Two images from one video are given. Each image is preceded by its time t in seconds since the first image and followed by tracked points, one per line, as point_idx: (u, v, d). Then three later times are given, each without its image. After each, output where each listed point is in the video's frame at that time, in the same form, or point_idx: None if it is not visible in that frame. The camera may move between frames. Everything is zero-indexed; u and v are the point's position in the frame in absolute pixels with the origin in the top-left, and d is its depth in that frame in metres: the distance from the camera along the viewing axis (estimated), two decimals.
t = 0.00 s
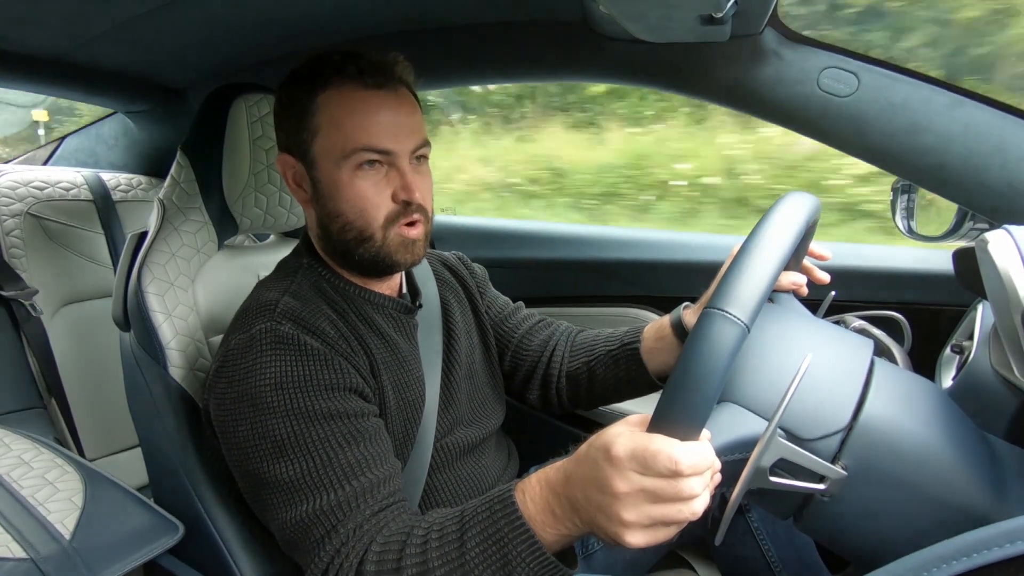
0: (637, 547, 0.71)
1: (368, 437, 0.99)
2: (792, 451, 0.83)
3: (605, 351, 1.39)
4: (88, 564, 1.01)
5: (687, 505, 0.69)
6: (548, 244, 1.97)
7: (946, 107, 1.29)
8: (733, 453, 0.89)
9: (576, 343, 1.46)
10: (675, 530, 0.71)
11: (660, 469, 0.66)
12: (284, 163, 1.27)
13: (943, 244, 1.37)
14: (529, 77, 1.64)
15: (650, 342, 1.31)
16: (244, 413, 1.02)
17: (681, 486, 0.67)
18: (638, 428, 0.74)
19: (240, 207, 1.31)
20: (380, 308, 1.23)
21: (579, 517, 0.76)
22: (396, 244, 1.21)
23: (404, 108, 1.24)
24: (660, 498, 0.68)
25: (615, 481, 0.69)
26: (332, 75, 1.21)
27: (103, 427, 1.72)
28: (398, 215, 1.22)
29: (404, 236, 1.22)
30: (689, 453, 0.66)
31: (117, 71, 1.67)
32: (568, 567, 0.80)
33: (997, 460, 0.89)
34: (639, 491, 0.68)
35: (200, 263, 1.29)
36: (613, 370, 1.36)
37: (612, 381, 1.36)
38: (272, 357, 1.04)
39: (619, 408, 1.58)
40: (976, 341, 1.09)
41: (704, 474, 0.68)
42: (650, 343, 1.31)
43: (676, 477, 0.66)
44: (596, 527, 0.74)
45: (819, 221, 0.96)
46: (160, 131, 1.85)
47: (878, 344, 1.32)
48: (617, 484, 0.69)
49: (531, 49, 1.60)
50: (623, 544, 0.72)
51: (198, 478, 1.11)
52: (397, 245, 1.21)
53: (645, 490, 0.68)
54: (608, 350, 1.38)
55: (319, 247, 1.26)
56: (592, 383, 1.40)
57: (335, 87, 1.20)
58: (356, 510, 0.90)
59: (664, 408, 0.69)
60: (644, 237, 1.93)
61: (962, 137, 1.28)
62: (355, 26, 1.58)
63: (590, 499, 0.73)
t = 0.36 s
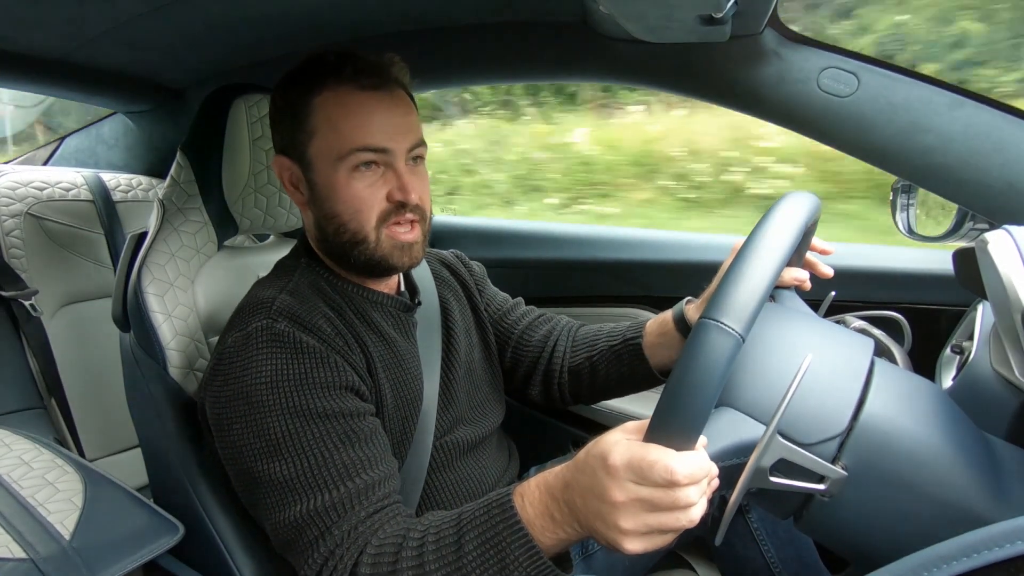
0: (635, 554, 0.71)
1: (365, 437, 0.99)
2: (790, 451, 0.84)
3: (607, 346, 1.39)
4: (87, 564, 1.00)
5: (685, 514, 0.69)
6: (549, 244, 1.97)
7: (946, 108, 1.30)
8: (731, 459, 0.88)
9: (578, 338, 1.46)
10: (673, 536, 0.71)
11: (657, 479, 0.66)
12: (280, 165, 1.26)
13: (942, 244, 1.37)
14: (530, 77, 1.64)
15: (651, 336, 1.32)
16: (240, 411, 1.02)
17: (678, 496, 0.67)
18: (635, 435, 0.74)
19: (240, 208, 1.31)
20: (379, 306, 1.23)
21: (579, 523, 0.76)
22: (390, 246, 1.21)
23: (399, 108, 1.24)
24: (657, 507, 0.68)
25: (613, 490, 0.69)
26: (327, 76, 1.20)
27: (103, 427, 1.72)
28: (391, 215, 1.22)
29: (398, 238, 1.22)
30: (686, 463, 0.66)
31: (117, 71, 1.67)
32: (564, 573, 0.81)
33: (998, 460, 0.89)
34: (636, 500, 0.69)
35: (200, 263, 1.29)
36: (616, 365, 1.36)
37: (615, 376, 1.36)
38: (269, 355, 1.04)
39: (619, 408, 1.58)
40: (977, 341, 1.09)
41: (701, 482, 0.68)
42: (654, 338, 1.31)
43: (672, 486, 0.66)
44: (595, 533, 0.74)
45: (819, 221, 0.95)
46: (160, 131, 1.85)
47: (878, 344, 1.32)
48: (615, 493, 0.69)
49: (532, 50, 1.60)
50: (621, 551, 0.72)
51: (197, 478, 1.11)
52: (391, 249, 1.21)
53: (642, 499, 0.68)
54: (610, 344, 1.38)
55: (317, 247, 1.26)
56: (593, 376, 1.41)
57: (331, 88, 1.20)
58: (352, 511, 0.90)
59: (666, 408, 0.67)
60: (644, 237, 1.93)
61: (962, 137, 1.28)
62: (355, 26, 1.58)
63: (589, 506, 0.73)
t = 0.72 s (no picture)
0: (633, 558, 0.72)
1: (364, 437, 0.99)
2: (791, 452, 0.84)
3: (608, 344, 1.39)
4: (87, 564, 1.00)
5: (682, 519, 0.69)
6: (549, 245, 1.97)
7: (946, 109, 1.30)
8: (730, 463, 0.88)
9: (578, 334, 1.46)
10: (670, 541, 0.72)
11: (654, 485, 0.67)
12: (277, 166, 1.26)
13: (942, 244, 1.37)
14: (530, 77, 1.64)
15: (652, 333, 1.30)
16: (239, 412, 1.02)
17: (675, 502, 0.67)
18: (633, 439, 0.74)
19: (240, 208, 1.31)
20: (378, 305, 1.23)
21: (577, 527, 0.77)
22: (388, 241, 1.22)
23: (392, 105, 1.24)
24: (654, 513, 0.68)
25: (611, 495, 0.70)
26: (321, 75, 1.20)
27: (103, 427, 1.72)
28: (386, 211, 1.23)
29: (395, 233, 1.23)
30: (683, 469, 0.66)
31: (116, 71, 1.67)
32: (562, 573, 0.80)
33: (997, 460, 0.89)
34: (634, 506, 0.69)
35: (200, 263, 1.29)
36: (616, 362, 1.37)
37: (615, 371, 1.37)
38: (268, 355, 1.04)
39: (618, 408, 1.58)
40: (977, 341, 1.09)
41: (698, 488, 0.68)
42: (656, 336, 1.29)
43: (670, 493, 0.67)
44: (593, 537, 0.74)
45: (819, 221, 0.95)
46: (160, 131, 1.85)
47: (878, 344, 1.32)
48: (613, 498, 0.70)
49: (532, 50, 1.60)
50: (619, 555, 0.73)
51: (197, 478, 1.11)
52: (389, 243, 1.22)
53: (641, 505, 0.68)
54: (610, 341, 1.38)
55: (315, 247, 1.26)
56: (594, 372, 1.41)
57: (324, 88, 1.20)
58: (351, 511, 0.90)
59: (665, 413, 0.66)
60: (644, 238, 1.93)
61: (962, 137, 1.28)
62: (355, 26, 1.58)
63: (586, 511, 0.73)
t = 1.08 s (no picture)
0: (637, 550, 0.71)
1: (366, 437, 0.99)
2: (790, 452, 0.83)
3: (605, 348, 1.40)
4: (87, 564, 1.00)
5: (687, 508, 0.69)
6: (549, 244, 1.97)
7: (946, 108, 1.29)
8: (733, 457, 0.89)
9: (577, 341, 1.46)
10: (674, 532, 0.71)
11: (659, 473, 0.66)
12: (279, 165, 1.26)
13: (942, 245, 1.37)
14: (530, 77, 1.64)
15: (649, 340, 1.32)
16: (241, 413, 1.01)
17: (679, 490, 0.67)
18: (637, 431, 0.73)
19: (240, 208, 1.31)
20: (380, 306, 1.23)
21: (579, 520, 0.76)
22: (391, 246, 1.22)
23: (400, 113, 1.24)
24: (659, 501, 0.68)
25: (614, 484, 0.69)
26: (329, 78, 1.20)
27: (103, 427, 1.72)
28: (391, 216, 1.22)
29: (397, 238, 1.23)
30: (688, 456, 0.66)
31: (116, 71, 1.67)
32: (567, 569, 0.79)
33: (998, 459, 0.89)
34: (638, 494, 0.68)
35: (200, 263, 1.29)
36: (614, 369, 1.37)
37: (613, 380, 1.37)
38: (270, 357, 1.04)
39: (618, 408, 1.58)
40: (977, 341, 1.09)
41: (703, 476, 0.68)
42: (650, 342, 1.32)
43: (674, 480, 0.66)
44: (596, 529, 0.73)
45: (819, 221, 0.96)
46: (159, 131, 1.84)
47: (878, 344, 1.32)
48: (617, 487, 0.69)
49: (531, 50, 1.60)
50: (622, 547, 0.72)
51: (197, 479, 1.11)
52: (392, 249, 1.22)
53: (645, 493, 0.68)
54: (608, 347, 1.39)
55: (317, 247, 1.26)
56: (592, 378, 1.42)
57: (334, 91, 1.19)
58: (354, 512, 0.90)
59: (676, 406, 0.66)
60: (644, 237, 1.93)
61: (962, 137, 1.28)
62: (355, 26, 1.58)
63: (589, 502, 0.73)
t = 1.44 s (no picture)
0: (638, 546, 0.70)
1: (364, 435, 0.99)
2: (791, 452, 0.83)
3: (603, 349, 1.40)
4: (87, 564, 1.00)
5: (688, 503, 0.68)
6: (549, 244, 1.97)
7: (946, 108, 1.29)
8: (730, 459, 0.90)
9: (574, 341, 1.46)
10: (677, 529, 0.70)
11: (662, 464, 0.66)
12: (275, 164, 1.26)
13: (942, 244, 1.38)
14: (530, 77, 1.64)
15: (648, 340, 1.32)
16: (238, 413, 1.01)
17: (682, 483, 0.66)
18: (639, 425, 0.73)
19: (240, 207, 1.31)
20: (378, 306, 1.23)
21: (580, 516, 0.75)
22: (386, 243, 1.22)
23: (393, 107, 1.24)
24: (661, 494, 0.67)
25: (616, 476, 0.69)
26: (322, 75, 1.20)
27: (103, 427, 1.72)
28: (387, 212, 1.23)
29: (394, 235, 1.23)
30: (690, 448, 0.65)
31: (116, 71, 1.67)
32: (566, 567, 0.79)
33: (997, 458, 0.89)
34: (640, 486, 0.68)
35: (200, 263, 1.29)
36: (612, 368, 1.37)
37: (613, 378, 1.37)
38: (267, 356, 1.04)
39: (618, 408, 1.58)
40: (977, 341, 1.09)
41: (706, 470, 0.67)
42: (650, 343, 1.32)
43: (677, 472, 0.66)
44: (597, 525, 0.73)
45: (818, 218, 0.95)
46: (159, 131, 1.84)
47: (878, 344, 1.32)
48: (618, 480, 0.68)
49: (531, 50, 1.60)
50: (623, 542, 0.71)
51: (197, 479, 1.11)
52: (390, 246, 1.22)
53: (647, 485, 0.67)
54: (605, 348, 1.39)
55: (313, 245, 1.26)
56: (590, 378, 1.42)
57: (326, 87, 1.20)
58: (352, 509, 0.90)
59: (673, 397, 0.68)
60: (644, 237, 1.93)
61: (962, 137, 1.28)
62: (355, 26, 1.58)
63: (590, 496, 0.72)
